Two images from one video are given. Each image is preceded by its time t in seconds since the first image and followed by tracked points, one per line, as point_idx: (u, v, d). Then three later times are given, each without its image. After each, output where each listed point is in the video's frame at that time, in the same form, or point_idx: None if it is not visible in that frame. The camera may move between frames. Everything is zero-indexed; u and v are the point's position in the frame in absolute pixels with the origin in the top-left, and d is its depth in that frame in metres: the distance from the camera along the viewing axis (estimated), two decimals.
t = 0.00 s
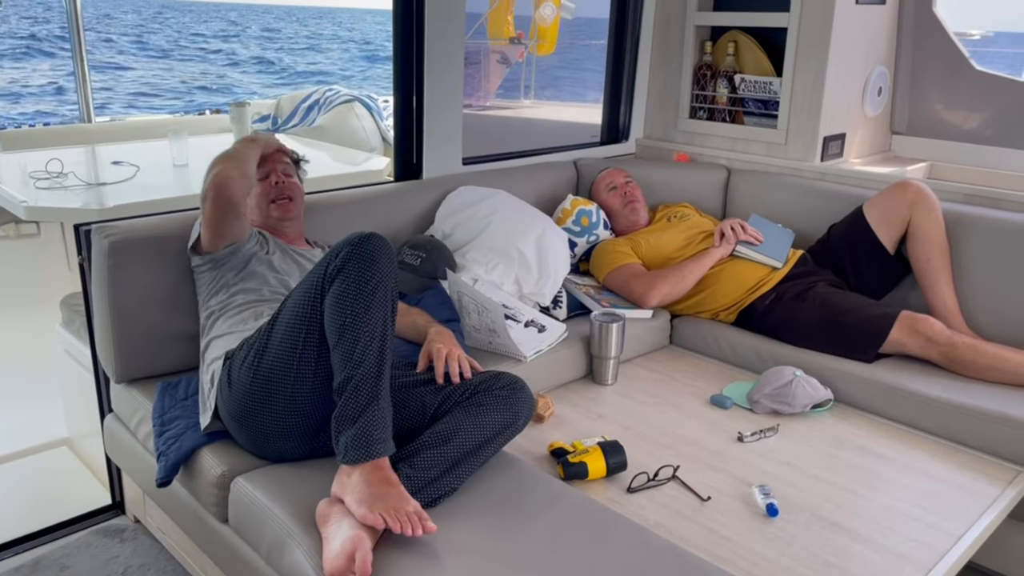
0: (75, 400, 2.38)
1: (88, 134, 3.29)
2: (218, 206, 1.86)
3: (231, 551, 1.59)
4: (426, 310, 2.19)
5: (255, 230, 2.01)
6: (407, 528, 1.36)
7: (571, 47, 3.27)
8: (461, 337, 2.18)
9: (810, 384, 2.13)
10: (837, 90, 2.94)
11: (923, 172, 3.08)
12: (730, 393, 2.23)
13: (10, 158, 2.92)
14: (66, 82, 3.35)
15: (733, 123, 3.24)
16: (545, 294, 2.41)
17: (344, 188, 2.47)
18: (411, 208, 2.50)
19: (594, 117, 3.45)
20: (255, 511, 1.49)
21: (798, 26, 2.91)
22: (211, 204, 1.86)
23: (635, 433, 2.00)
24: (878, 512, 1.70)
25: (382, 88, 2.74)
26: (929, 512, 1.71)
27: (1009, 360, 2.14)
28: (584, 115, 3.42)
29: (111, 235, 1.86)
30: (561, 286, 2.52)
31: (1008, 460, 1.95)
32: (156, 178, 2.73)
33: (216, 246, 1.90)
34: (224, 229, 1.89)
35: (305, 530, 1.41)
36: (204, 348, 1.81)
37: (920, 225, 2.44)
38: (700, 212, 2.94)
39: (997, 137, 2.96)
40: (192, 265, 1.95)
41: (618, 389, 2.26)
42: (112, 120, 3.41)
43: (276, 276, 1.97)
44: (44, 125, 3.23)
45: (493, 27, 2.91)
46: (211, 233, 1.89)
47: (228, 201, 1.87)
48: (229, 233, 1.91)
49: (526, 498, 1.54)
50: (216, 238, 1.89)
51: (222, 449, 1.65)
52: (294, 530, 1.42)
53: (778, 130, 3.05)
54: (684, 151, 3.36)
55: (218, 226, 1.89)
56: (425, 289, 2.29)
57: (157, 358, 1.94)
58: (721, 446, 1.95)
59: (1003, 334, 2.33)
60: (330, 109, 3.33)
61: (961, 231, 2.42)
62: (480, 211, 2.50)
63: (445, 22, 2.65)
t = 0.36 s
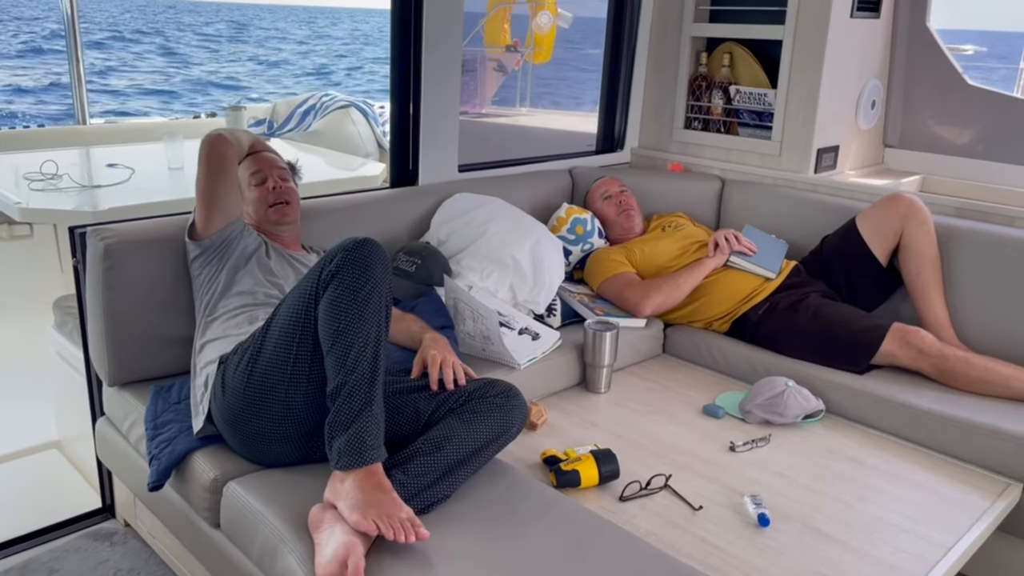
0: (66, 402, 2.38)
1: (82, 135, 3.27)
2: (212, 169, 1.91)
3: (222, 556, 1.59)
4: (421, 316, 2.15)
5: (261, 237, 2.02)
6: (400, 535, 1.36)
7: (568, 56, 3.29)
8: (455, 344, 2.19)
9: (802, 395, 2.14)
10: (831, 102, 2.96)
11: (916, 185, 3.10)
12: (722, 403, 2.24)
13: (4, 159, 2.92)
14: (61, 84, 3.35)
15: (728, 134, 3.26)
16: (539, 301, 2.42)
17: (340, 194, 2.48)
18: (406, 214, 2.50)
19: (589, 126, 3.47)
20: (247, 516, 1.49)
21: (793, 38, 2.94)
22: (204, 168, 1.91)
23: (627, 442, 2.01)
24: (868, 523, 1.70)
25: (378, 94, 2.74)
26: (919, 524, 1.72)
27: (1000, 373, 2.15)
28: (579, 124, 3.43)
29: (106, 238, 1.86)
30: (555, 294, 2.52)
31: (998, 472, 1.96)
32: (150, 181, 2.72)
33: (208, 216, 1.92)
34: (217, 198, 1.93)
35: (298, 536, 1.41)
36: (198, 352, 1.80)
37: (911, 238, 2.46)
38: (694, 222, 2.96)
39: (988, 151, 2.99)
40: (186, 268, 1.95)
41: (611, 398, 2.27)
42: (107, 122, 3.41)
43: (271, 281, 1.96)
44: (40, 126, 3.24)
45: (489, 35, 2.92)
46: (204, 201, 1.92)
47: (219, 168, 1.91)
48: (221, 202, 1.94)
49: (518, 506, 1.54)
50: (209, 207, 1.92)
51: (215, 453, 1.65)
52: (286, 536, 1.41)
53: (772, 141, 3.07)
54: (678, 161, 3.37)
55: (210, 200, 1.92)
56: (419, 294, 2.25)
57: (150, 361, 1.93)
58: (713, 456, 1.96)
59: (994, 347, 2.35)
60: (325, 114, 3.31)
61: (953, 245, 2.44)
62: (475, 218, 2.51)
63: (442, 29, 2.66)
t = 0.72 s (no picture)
0: (58, 402, 2.36)
1: (78, 136, 3.26)
2: (196, 163, 1.91)
3: (212, 559, 1.58)
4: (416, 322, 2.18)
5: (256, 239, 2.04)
6: (391, 539, 1.35)
7: (567, 64, 3.31)
8: (449, 350, 2.19)
9: (795, 406, 2.14)
10: (827, 115, 2.98)
11: (911, 199, 3.12)
12: (715, 412, 2.25)
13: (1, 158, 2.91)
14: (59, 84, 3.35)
15: (724, 144, 3.28)
16: (534, 308, 2.42)
17: (336, 198, 2.48)
18: (402, 219, 2.50)
19: (586, 134, 3.48)
20: (237, 519, 1.49)
21: (790, 50, 2.96)
22: (188, 162, 1.92)
23: (620, 450, 2.01)
24: (859, 535, 1.71)
25: (377, 98, 2.74)
26: (910, 536, 1.72)
27: (991, 387, 2.17)
28: (576, 132, 3.44)
29: (101, 238, 1.86)
30: (550, 301, 2.53)
31: (988, 486, 1.97)
32: (147, 182, 2.72)
33: (195, 210, 1.93)
34: (202, 191, 1.93)
35: (288, 540, 1.40)
36: (191, 353, 1.80)
37: (905, 252, 2.47)
38: (689, 232, 2.96)
39: (982, 166, 3.01)
40: (181, 269, 1.94)
41: (604, 406, 2.27)
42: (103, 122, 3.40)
43: (266, 284, 1.96)
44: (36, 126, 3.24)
45: (488, 43, 2.93)
46: (190, 195, 1.92)
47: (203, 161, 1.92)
48: (207, 196, 1.94)
49: (510, 513, 1.54)
50: (194, 201, 1.92)
51: (207, 455, 1.64)
52: (277, 539, 1.41)
53: (768, 152, 3.09)
54: (675, 171, 3.38)
55: (198, 193, 1.93)
56: (413, 300, 2.35)
57: (143, 362, 1.93)
58: (705, 465, 1.96)
59: (985, 361, 2.36)
60: (324, 117, 3.30)
61: (946, 259, 2.46)
62: (471, 225, 2.51)
63: (442, 35, 2.67)
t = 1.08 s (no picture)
0: (56, 400, 2.36)
1: (78, 132, 3.31)
2: (189, 155, 1.89)
3: (209, 558, 1.57)
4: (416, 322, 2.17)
5: (257, 238, 2.04)
6: (390, 541, 1.35)
7: (570, 65, 3.31)
8: (449, 351, 2.18)
9: (795, 410, 2.14)
10: (829, 119, 2.98)
11: (912, 205, 3.12)
12: (715, 416, 2.24)
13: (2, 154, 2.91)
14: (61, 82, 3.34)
15: (726, 148, 3.27)
16: (535, 310, 2.42)
17: (338, 198, 2.47)
18: (403, 219, 2.50)
19: (588, 136, 3.48)
20: (235, 518, 1.48)
21: (792, 55, 2.96)
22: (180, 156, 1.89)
23: (619, 453, 2.00)
24: (858, 540, 1.70)
25: (379, 98, 2.74)
26: (909, 542, 1.72)
27: (992, 393, 2.16)
28: (577, 134, 3.44)
29: (101, 235, 1.85)
30: (550, 303, 2.52)
31: (988, 492, 1.96)
32: (147, 180, 2.72)
33: (190, 205, 1.90)
34: (197, 184, 1.91)
35: (286, 539, 1.40)
36: (192, 350, 1.79)
37: (907, 257, 2.47)
38: (690, 235, 2.96)
39: (984, 172, 3.00)
40: (181, 266, 1.94)
41: (604, 408, 2.26)
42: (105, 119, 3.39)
43: (267, 283, 1.95)
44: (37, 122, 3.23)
45: (490, 44, 2.93)
46: (185, 189, 1.90)
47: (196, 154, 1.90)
48: (203, 191, 1.92)
49: (509, 515, 1.53)
50: (190, 195, 1.90)
51: (205, 454, 1.64)
52: (275, 539, 1.40)
53: (770, 156, 3.08)
54: (676, 174, 3.38)
55: (193, 186, 1.90)
56: (414, 301, 2.36)
57: (142, 360, 1.92)
58: (705, 469, 1.96)
59: (986, 367, 2.36)
60: (325, 117, 3.29)
61: (947, 264, 2.45)
62: (472, 225, 2.51)
63: (444, 36, 2.67)
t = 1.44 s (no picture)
0: (59, 396, 2.37)
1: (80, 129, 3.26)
2: (183, 149, 1.90)
3: (212, 553, 1.58)
4: (418, 317, 2.17)
5: (256, 230, 2.03)
6: (392, 535, 1.35)
7: (571, 59, 3.30)
8: (451, 345, 2.18)
9: (798, 403, 2.13)
10: (832, 112, 2.97)
11: (915, 197, 3.11)
12: (717, 410, 2.24)
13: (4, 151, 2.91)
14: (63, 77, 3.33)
15: (728, 141, 3.26)
16: (536, 305, 2.42)
17: (339, 193, 2.47)
18: (405, 215, 2.50)
19: (589, 130, 3.47)
20: (238, 513, 1.48)
21: (795, 48, 2.95)
22: (175, 152, 1.90)
23: (621, 446, 2.00)
24: (861, 533, 1.70)
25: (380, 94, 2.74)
26: (912, 534, 1.72)
27: (995, 385, 2.16)
28: (579, 128, 3.44)
29: (103, 232, 1.86)
30: (552, 297, 2.52)
31: (991, 485, 1.96)
32: (149, 176, 2.72)
33: (187, 199, 1.91)
34: (193, 178, 1.91)
35: (288, 534, 1.40)
36: (194, 346, 1.80)
37: (909, 249, 2.46)
38: (692, 229, 2.95)
39: (987, 164, 2.99)
40: (182, 262, 1.94)
41: (606, 403, 2.26)
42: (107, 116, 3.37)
43: (269, 278, 1.96)
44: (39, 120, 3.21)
45: (491, 38, 2.93)
46: (181, 183, 1.90)
47: (190, 146, 1.91)
48: (200, 185, 1.92)
49: (510, 509, 1.54)
50: (187, 190, 1.90)
51: (207, 449, 1.64)
52: (278, 534, 1.41)
53: (772, 149, 3.08)
54: (677, 167, 3.37)
55: (190, 178, 1.90)
56: (415, 296, 2.25)
57: (144, 356, 1.92)
58: (707, 463, 1.96)
59: (989, 360, 2.35)
60: (325, 112, 3.27)
61: (950, 257, 2.45)
62: (474, 220, 2.50)
63: (446, 32, 2.67)
